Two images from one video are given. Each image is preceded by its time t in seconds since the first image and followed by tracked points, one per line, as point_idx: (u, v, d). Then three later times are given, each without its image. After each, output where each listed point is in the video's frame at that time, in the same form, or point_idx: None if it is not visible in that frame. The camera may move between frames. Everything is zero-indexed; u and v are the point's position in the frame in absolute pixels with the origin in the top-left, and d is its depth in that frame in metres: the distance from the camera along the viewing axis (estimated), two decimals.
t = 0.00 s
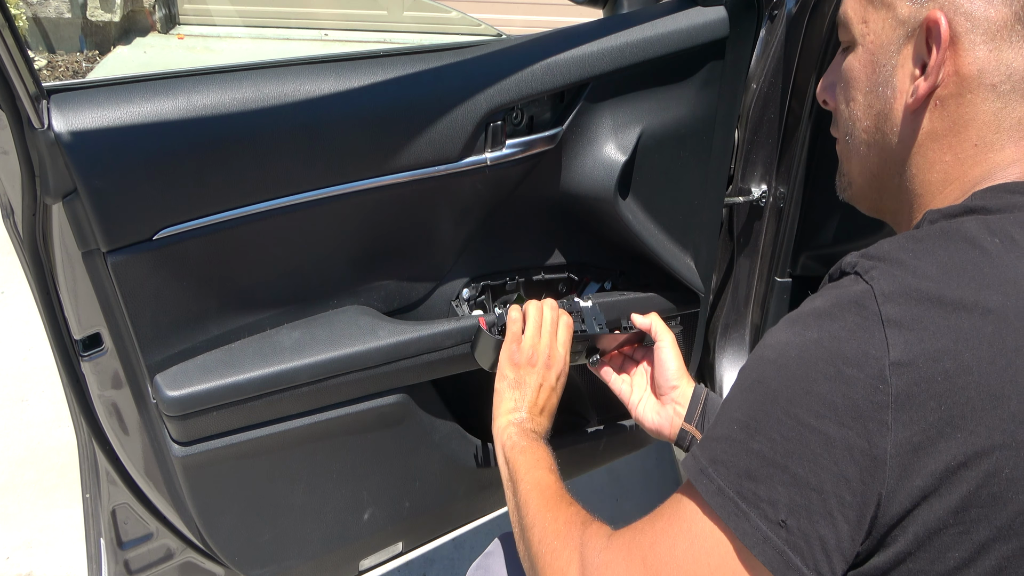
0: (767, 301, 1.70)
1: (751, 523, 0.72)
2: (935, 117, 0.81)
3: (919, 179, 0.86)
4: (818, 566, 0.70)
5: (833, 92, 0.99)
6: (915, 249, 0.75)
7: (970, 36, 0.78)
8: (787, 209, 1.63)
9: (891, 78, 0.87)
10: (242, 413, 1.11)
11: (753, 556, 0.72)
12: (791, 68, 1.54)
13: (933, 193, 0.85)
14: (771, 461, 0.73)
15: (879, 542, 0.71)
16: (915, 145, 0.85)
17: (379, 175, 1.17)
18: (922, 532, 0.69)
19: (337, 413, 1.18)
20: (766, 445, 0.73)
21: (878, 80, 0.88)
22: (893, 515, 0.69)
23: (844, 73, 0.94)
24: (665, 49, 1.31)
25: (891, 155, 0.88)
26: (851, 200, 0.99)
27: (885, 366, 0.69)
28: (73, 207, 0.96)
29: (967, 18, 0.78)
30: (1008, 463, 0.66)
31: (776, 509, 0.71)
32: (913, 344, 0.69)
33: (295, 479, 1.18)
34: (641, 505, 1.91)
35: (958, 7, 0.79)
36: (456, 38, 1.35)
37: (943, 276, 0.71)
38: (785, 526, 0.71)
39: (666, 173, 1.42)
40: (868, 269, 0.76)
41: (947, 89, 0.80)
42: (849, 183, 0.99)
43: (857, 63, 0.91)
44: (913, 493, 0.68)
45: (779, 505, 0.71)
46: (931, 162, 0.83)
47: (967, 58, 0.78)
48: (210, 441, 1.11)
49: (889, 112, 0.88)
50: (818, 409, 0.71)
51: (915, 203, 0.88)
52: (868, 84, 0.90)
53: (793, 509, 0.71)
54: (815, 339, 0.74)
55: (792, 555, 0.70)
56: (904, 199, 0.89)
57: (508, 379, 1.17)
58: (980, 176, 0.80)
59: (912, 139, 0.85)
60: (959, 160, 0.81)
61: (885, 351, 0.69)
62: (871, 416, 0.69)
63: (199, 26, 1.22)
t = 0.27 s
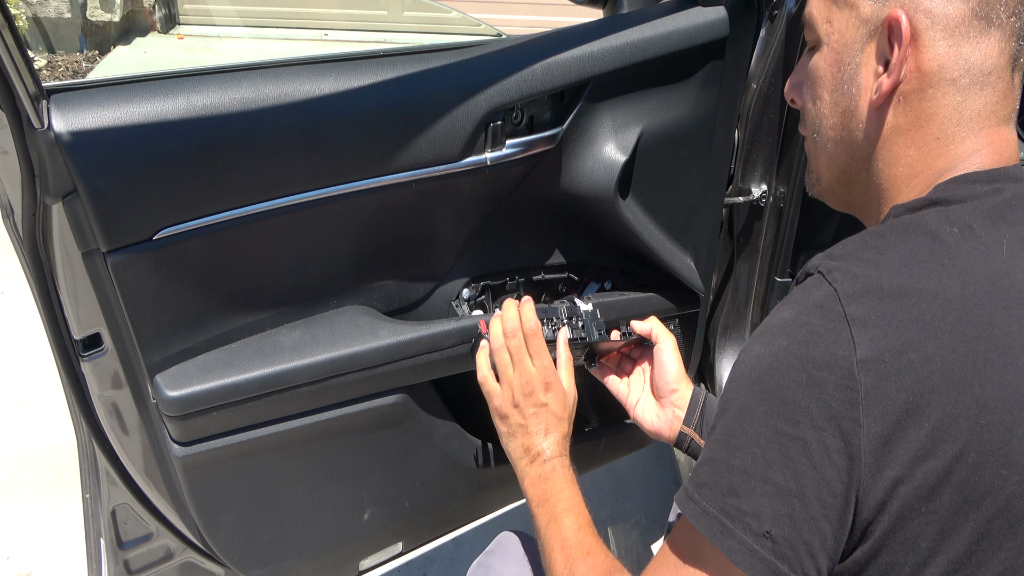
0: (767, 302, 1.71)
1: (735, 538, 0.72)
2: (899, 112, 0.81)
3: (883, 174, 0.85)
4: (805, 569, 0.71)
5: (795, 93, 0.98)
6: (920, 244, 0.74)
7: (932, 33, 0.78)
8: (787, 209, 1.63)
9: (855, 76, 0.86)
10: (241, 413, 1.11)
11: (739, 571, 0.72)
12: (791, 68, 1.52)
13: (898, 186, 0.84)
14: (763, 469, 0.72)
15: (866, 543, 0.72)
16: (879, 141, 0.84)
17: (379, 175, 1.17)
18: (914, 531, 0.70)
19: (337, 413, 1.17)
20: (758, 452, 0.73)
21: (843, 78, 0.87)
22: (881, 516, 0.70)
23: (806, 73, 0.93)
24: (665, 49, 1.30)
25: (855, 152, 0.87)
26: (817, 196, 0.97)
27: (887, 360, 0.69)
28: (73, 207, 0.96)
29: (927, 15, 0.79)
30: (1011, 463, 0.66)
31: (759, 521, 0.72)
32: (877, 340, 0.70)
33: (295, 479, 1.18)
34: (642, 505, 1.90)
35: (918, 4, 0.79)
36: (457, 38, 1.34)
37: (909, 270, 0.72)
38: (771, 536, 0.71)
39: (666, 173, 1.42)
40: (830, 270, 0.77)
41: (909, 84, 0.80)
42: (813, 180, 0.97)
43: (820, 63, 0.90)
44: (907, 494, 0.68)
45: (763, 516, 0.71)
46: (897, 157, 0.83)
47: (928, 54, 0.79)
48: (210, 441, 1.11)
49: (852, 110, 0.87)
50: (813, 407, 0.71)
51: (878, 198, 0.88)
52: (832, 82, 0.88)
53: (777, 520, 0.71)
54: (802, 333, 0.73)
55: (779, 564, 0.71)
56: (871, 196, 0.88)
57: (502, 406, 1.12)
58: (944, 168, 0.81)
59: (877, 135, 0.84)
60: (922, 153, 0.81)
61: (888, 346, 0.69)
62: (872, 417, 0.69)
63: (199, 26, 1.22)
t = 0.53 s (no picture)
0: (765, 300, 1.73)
1: (724, 548, 0.73)
2: (873, 111, 0.81)
3: (858, 172, 0.85)
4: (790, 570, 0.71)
5: (771, 93, 0.98)
6: (910, 245, 0.72)
7: (902, 32, 0.78)
8: (786, 209, 1.65)
9: (828, 75, 0.86)
10: (242, 413, 1.11)
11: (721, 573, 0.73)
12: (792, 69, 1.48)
13: (873, 184, 0.84)
14: (750, 475, 0.72)
15: (849, 548, 0.71)
16: (854, 140, 0.84)
17: (379, 175, 1.17)
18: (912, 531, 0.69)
19: (337, 413, 1.18)
20: (745, 453, 0.73)
21: (816, 78, 0.87)
22: (865, 521, 0.69)
23: (781, 74, 0.93)
24: (665, 49, 1.31)
25: (831, 149, 0.87)
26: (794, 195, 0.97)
27: (883, 363, 0.67)
28: (73, 207, 0.96)
29: (898, 14, 0.78)
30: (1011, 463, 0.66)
31: (745, 528, 0.72)
32: (854, 342, 0.68)
33: (296, 479, 1.18)
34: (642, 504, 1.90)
35: (889, 4, 0.79)
36: (457, 38, 1.34)
37: (893, 267, 0.71)
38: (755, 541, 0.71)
39: (666, 173, 1.42)
40: (806, 272, 0.75)
41: (882, 83, 0.80)
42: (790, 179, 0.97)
43: (794, 64, 0.90)
44: (898, 503, 0.67)
45: (750, 523, 0.72)
46: (871, 155, 0.83)
47: (900, 52, 0.78)
48: (211, 441, 1.11)
49: (827, 110, 0.87)
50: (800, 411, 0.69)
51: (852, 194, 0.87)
52: (805, 82, 0.88)
53: (761, 526, 0.71)
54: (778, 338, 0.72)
55: (766, 568, 0.71)
56: (847, 194, 0.88)
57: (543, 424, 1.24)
58: (918, 165, 0.80)
59: (851, 133, 0.84)
60: (897, 150, 0.81)
61: (885, 347, 0.67)
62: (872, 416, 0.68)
63: (199, 26, 1.22)
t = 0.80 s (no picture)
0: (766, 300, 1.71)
1: (725, 531, 0.74)
2: (885, 110, 0.81)
3: (872, 171, 0.85)
4: (788, 559, 0.72)
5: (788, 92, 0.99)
6: (917, 241, 0.71)
7: (913, 31, 0.78)
8: (787, 208, 1.63)
9: (841, 74, 0.86)
10: (242, 412, 1.11)
11: (726, 559, 0.74)
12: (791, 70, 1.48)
13: (886, 183, 0.84)
14: (756, 461, 0.72)
15: (847, 541, 0.71)
16: (866, 139, 0.84)
17: (379, 175, 1.17)
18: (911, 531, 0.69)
19: (337, 413, 1.17)
20: (750, 443, 0.73)
21: (829, 78, 0.88)
22: (865, 516, 0.68)
23: (797, 74, 0.94)
24: (665, 49, 1.31)
25: (845, 148, 0.87)
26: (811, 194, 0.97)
27: (887, 363, 0.66)
28: (73, 207, 0.96)
29: (909, 14, 0.79)
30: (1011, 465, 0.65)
31: (744, 513, 0.73)
32: (856, 335, 0.68)
33: (296, 479, 1.18)
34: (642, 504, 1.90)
35: (901, 4, 0.79)
36: (457, 38, 1.34)
37: (897, 266, 0.70)
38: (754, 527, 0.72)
39: (666, 173, 1.42)
40: (812, 267, 0.75)
41: (894, 82, 0.80)
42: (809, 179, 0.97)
43: (808, 63, 0.91)
44: (897, 497, 0.67)
45: (749, 510, 0.72)
46: (883, 154, 0.83)
47: (911, 52, 0.79)
48: (211, 441, 1.11)
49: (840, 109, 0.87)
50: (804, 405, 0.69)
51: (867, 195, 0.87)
52: (819, 83, 0.90)
53: (760, 514, 0.72)
54: (786, 333, 0.72)
55: (763, 554, 0.72)
56: (862, 195, 0.88)
57: (568, 388, 1.23)
58: (932, 165, 0.80)
59: (863, 132, 0.84)
60: (909, 150, 0.81)
61: (888, 343, 0.67)
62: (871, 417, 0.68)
63: (199, 26, 1.22)
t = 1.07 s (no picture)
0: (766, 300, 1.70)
1: (733, 522, 0.73)
2: (899, 106, 0.81)
3: (883, 166, 0.84)
4: (799, 547, 0.72)
5: (803, 87, 0.98)
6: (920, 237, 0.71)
7: (929, 28, 0.78)
8: (787, 209, 1.63)
9: (856, 69, 0.86)
10: (242, 413, 1.11)
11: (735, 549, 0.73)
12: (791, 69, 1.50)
13: (896, 178, 0.84)
14: (759, 448, 0.72)
15: (853, 526, 0.70)
16: (879, 134, 0.84)
17: (379, 175, 1.17)
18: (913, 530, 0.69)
19: (337, 413, 1.17)
20: (755, 431, 0.73)
21: (844, 72, 0.88)
22: (870, 501, 0.68)
23: (812, 67, 0.94)
24: (665, 49, 1.31)
25: (857, 142, 0.87)
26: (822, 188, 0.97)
27: (887, 359, 0.67)
28: (73, 207, 0.96)
29: (925, 10, 0.79)
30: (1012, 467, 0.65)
31: (752, 501, 0.72)
32: (862, 322, 0.68)
33: (296, 479, 1.18)
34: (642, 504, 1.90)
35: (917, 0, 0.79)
36: (457, 38, 1.34)
37: (896, 258, 0.70)
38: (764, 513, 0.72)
39: (666, 173, 1.43)
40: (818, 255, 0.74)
41: (908, 78, 0.80)
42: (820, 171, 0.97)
43: (823, 56, 0.91)
44: (900, 486, 0.67)
45: (757, 498, 0.72)
46: (895, 149, 0.83)
47: (926, 48, 0.78)
48: (211, 441, 1.11)
49: (853, 103, 0.87)
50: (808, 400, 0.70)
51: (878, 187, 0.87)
52: (835, 74, 0.89)
53: (769, 500, 0.71)
54: (791, 320, 0.71)
55: (773, 541, 0.72)
56: (873, 190, 0.88)
57: (572, 406, 1.23)
58: (943, 162, 0.80)
59: (876, 127, 0.84)
60: (922, 146, 0.81)
61: (890, 335, 0.67)
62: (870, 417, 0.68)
63: (199, 25, 1.22)
